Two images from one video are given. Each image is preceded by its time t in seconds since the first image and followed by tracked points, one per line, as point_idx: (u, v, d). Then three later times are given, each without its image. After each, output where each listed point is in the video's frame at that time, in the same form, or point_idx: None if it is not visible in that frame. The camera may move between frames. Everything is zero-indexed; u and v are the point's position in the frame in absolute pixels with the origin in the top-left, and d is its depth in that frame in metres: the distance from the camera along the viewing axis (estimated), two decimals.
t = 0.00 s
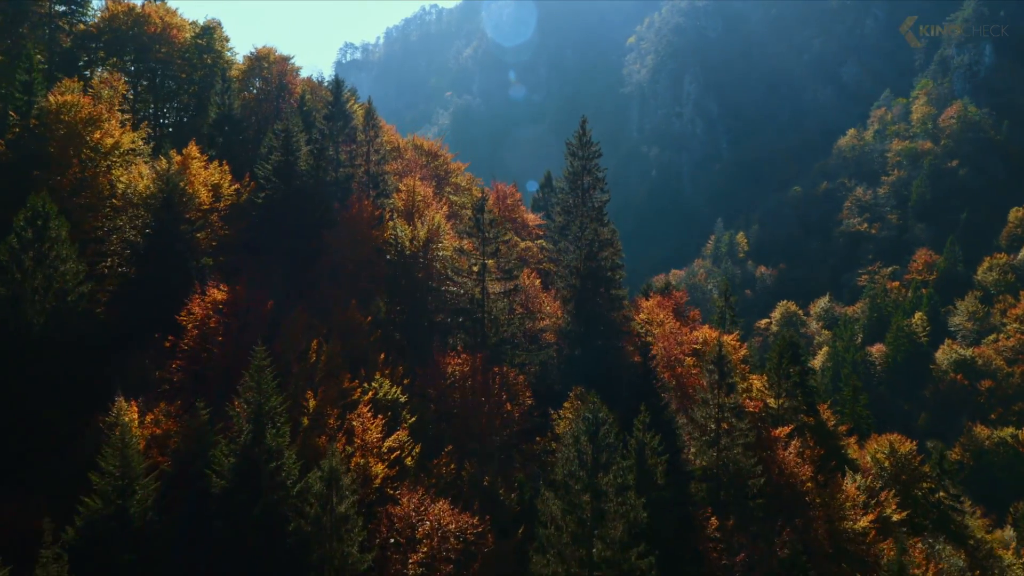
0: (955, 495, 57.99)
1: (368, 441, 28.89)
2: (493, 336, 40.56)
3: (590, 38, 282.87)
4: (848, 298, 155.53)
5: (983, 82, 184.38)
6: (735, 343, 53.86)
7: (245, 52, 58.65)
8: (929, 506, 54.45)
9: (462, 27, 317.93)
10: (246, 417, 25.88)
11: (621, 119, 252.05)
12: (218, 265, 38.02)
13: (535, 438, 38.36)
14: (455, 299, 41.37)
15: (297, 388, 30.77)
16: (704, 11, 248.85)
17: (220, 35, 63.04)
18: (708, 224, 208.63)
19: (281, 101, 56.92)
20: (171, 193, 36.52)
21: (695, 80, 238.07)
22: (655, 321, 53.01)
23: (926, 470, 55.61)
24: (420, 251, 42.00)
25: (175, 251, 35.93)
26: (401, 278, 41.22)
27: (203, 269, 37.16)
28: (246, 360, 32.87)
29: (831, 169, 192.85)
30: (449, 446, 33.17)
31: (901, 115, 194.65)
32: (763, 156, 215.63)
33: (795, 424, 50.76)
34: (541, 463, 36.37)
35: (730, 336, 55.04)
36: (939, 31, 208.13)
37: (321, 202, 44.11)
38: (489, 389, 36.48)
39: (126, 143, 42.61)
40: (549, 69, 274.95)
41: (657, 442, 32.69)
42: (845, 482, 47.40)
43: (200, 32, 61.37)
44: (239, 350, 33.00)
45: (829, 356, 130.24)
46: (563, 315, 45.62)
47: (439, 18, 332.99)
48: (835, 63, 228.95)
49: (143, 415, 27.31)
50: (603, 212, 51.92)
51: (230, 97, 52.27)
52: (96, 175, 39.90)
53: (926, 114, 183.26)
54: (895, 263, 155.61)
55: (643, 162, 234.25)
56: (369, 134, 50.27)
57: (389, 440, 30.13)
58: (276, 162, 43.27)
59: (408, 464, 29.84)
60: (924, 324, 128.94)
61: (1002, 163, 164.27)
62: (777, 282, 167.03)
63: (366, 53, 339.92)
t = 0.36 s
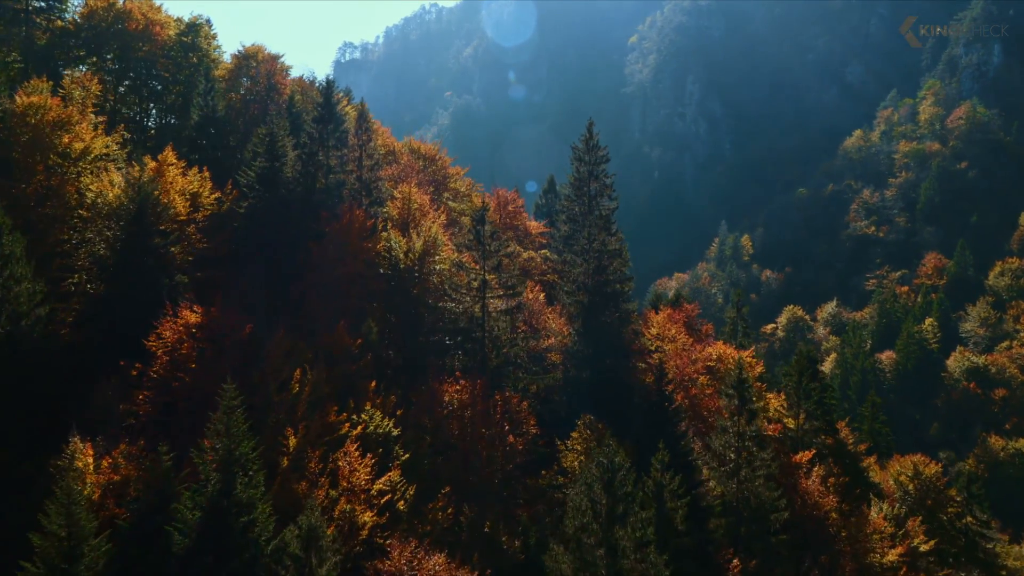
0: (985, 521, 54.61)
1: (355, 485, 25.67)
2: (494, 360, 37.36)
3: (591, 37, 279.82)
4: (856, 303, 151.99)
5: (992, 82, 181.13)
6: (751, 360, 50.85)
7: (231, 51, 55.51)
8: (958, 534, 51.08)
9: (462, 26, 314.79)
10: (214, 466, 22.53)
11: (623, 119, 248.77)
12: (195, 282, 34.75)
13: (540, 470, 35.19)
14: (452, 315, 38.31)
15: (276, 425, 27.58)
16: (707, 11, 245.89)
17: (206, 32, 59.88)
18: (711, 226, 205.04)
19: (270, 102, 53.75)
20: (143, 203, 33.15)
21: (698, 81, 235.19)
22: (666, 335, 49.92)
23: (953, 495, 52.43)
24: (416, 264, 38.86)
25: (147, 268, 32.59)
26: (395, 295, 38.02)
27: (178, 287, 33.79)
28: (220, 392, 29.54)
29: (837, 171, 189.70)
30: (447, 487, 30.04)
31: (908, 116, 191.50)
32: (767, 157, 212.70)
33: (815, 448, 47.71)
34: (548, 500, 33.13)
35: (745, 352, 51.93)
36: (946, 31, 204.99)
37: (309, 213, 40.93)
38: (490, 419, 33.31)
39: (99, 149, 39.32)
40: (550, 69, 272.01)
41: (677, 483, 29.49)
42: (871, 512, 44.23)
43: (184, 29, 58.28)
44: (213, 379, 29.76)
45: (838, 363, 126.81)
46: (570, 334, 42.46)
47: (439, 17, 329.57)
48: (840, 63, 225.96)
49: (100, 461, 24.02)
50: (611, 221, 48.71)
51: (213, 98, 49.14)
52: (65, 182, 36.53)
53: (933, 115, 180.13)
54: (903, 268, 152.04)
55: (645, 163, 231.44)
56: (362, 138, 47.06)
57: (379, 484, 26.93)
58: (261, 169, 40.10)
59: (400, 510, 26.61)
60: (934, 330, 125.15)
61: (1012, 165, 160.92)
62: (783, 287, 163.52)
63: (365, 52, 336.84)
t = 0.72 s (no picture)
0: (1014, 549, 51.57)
1: (339, 540, 22.41)
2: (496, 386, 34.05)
3: (593, 37, 276.58)
4: (864, 308, 148.83)
5: (1000, 83, 177.81)
6: (769, 379, 47.79)
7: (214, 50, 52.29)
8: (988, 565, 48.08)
9: (462, 26, 311.21)
10: (171, 528, 19.24)
11: (625, 120, 245.45)
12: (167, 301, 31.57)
13: (548, 509, 32.03)
14: (451, 336, 35.08)
15: (251, 470, 24.37)
16: (710, 10, 242.52)
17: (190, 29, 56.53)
18: (715, 229, 201.47)
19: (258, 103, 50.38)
20: (109, 214, 29.84)
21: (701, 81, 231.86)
22: (679, 352, 46.80)
23: (981, 523, 49.47)
24: (411, 280, 35.66)
25: (112, 287, 29.15)
26: (389, 314, 34.91)
27: (147, 308, 30.36)
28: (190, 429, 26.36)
29: (842, 173, 186.56)
30: (445, 536, 26.84)
31: (915, 117, 188.34)
32: (771, 159, 209.66)
33: (838, 476, 44.69)
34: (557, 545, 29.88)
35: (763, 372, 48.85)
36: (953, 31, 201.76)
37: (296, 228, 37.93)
38: (492, 455, 30.09)
39: (67, 154, 35.95)
40: (550, 68, 268.86)
41: (702, 532, 26.26)
42: (902, 546, 41.15)
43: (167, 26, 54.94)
44: (182, 416, 26.52)
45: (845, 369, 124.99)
46: (578, 354, 39.28)
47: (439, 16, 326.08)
48: (845, 64, 222.94)
49: (43, 521, 20.69)
50: (622, 233, 45.43)
51: (194, 100, 45.91)
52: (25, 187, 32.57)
53: (941, 116, 176.99)
54: (912, 272, 148.72)
55: (648, 164, 228.51)
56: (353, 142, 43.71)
57: (367, 537, 23.68)
58: (244, 177, 36.88)
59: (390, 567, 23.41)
60: (945, 335, 121.90)
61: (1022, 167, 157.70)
62: (789, 291, 160.57)
63: (364, 52, 333.18)
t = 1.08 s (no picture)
0: None
1: None
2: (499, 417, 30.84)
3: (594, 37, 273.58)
4: (872, 314, 145.54)
5: (1010, 84, 174.33)
6: (788, 401, 44.73)
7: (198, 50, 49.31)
8: None
9: (462, 26, 308.30)
10: None
11: (627, 121, 242.46)
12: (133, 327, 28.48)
13: (558, 558, 28.81)
14: (449, 362, 31.92)
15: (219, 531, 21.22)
16: (713, 10, 239.39)
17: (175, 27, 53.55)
18: (719, 232, 198.49)
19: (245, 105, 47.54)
20: (68, 229, 26.53)
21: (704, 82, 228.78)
22: (693, 373, 43.70)
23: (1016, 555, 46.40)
24: (407, 299, 32.73)
25: (71, 311, 25.82)
26: (381, 339, 31.90)
27: (111, 334, 27.00)
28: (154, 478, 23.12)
29: (849, 175, 183.35)
30: None
31: (923, 118, 185.20)
32: (776, 160, 206.46)
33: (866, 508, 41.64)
34: None
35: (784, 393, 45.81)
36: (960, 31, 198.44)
37: (279, 243, 34.84)
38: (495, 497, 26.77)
39: (31, 161, 32.77)
40: (552, 68, 265.71)
41: None
42: None
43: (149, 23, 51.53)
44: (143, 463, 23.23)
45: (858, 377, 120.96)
46: (587, 380, 36.15)
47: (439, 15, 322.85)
48: (851, 64, 219.92)
49: None
50: (633, 245, 42.36)
51: (174, 102, 42.87)
52: None
53: (950, 118, 173.85)
54: (921, 277, 145.00)
55: (651, 167, 225.74)
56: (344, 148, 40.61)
57: None
58: (222, 186, 33.78)
59: None
60: (957, 342, 118.19)
61: None
62: (795, 296, 157.59)
63: (364, 53, 330.40)
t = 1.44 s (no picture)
0: None
1: None
2: (501, 456, 27.52)
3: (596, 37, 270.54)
4: (881, 321, 142.39)
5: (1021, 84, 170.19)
6: (814, 430, 41.61)
7: (179, 49, 46.20)
8: None
9: (463, 26, 305.10)
10: None
11: (629, 122, 239.18)
12: (92, 360, 25.09)
13: None
14: (445, 394, 28.66)
15: None
16: (716, 10, 236.33)
17: (155, 24, 50.30)
18: (723, 236, 195.15)
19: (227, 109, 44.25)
20: (16, 250, 23.15)
21: (708, 82, 225.68)
22: (711, 399, 40.65)
23: None
24: (402, 323, 29.71)
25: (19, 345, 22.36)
26: (372, 369, 28.66)
27: (64, 372, 23.43)
28: (102, 548, 19.84)
29: (855, 178, 180.06)
30: None
31: (932, 120, 182.01)
32: (781, 162, 203.43)
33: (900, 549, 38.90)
34: None
35: (807, 419, 42.73)
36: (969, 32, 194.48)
37: (259, 262, 31.59)
38: (501, 558, 23.30)
39: None
40: (552, 68, 262.59)
41: None
42: None
43: (130, 20, 48.08)
44: (90, 529, 19.89)
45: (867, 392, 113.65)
46: (596, 410, 32.74)
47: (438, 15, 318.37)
48: (856, 65, 216.92)
49: None
50: (646, 261, 39.15)
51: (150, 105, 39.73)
52: None
53: (959, 120, 170.33)
54: (932, 282, 141.90)
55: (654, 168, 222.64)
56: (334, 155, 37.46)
57: None
58: (194, 200, 30.34)
59: None
60: (970, 350, 114.26)
61: None
62: (802, 302, 154.73)
63: (363, 53, 327.27)
